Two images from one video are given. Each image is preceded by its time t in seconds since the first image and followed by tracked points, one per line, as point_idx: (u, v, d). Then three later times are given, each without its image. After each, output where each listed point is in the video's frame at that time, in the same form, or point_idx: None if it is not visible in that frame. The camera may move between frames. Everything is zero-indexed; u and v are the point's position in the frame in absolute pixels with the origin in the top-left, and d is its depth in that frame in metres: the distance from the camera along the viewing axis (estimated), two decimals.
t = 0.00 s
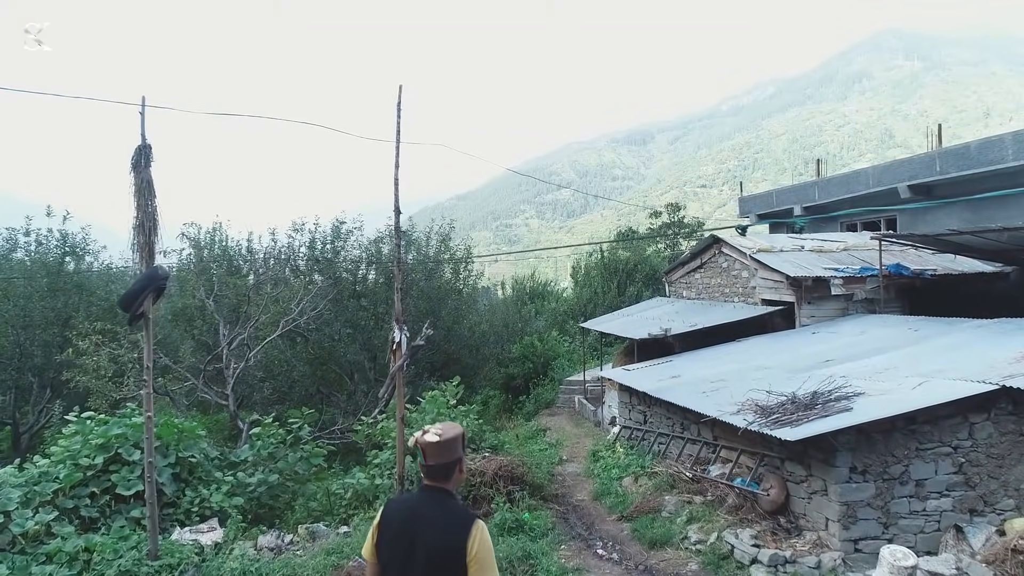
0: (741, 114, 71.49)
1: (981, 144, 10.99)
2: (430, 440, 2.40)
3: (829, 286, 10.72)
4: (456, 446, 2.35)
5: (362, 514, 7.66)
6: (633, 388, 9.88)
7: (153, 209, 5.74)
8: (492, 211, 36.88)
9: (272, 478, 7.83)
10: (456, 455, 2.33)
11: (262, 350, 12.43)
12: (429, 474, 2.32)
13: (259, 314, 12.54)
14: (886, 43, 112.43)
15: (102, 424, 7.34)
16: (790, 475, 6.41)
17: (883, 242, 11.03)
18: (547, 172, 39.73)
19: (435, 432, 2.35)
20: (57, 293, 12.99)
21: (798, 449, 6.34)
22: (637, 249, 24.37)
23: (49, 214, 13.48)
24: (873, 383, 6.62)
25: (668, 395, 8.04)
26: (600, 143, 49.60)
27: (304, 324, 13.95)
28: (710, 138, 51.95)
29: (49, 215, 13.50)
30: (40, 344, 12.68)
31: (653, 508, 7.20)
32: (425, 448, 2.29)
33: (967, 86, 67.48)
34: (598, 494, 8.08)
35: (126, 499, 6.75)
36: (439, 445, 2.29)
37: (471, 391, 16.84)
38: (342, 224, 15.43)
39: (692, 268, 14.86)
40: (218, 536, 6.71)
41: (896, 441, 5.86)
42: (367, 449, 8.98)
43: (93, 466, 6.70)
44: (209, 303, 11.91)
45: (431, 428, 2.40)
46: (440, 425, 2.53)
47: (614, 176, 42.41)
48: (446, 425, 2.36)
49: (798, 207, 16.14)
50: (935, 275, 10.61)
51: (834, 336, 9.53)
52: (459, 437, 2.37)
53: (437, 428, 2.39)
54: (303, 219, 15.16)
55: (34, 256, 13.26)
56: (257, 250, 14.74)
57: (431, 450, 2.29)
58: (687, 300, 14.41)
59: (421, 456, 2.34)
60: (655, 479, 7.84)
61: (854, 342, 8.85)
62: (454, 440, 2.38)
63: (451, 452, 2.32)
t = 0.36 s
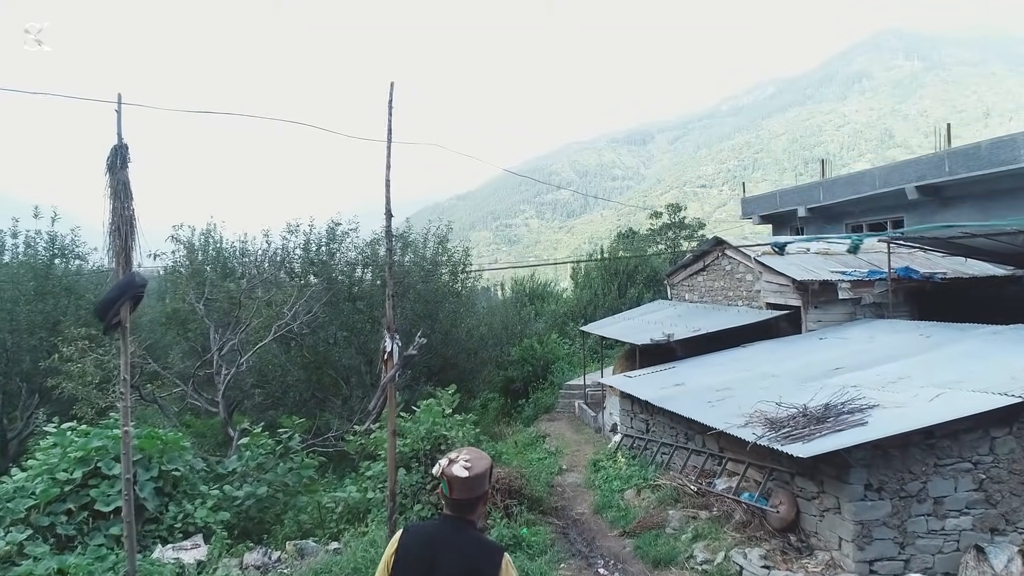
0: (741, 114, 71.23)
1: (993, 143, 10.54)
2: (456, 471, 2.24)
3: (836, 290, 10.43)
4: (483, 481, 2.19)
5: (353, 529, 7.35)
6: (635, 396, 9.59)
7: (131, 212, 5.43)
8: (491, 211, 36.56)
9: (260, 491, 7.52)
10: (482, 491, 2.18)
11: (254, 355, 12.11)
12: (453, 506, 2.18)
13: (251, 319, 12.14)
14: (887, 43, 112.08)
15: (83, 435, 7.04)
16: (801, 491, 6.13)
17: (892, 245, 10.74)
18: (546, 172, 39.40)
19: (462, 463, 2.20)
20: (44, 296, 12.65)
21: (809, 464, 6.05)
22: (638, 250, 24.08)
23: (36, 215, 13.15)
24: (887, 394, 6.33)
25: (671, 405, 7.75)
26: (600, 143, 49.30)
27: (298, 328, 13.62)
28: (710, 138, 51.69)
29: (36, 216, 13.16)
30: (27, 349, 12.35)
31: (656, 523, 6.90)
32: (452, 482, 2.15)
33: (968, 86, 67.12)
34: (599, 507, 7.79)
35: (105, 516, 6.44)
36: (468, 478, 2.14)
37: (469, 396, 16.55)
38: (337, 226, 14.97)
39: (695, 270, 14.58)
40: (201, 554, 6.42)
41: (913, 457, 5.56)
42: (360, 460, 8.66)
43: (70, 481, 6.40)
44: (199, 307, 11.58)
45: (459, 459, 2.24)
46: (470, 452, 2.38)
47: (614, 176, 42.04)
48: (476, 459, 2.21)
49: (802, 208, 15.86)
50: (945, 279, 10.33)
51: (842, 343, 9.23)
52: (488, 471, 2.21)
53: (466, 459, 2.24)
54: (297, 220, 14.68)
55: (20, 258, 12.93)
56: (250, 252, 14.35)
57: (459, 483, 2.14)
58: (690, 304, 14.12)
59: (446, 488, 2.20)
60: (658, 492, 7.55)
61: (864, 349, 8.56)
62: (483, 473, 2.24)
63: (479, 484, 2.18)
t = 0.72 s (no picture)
0: (742, 114, 70.94)
1: (1005, 144, 10.19)
2: (455, 502, 2.19)
3: (844, 294, 10.15)
4: (485, 509, 2.13)
5: (344, 546, 7.04)
6: (637, 405, 9.30)
7: (105, 217, 5.14)
8: (490, 211, 36.25)
9: (248, 505, 7.21)
10: (485, 519, 2.11)
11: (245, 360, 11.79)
12: (456, 539, 2.09)
13: (243, 324, 11.81)
14: (888, 43, 111.87)
15: (61, 448, 6.73)
16: (812, 508, 5.85)
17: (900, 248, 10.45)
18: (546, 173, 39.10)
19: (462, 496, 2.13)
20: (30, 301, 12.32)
21: (821, 480, 5.76)
22: (639, 252, 23.80)
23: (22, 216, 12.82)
24: (902, 407, 6.02)
25: (675, 415, 7.46)
26: (600, 143, 48.99)
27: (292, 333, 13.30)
28: (711, 138, 51.42)
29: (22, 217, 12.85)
30: (14, 354, 12.01)
31: (660, 540, 6.61)
32: (453, 513, 2.09)
33: (970, 86, 66.79)
34: (600, 522, 7.49)
35: (83, 534, 6.12)
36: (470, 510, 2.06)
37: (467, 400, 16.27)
38: (333, 228, 14.65)
39: (697, 274, 14.31)
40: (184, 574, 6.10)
41: (931, 474, 5.28)
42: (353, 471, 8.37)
43: (46, 497, 6.09)
44: (189, 311, 11.27)
45: (457, 490, 2.19)
46: (469, 481, 2.32)
47: (615, 176, 41.71)
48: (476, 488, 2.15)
49: (807, 209, 15.56)
50: (955, 283, 10.04)
51: (851, 349, 8.92)
52: (488, 499, 2.15)
53: (464, 489, 2.18)
54: (291, 222, 14.37)
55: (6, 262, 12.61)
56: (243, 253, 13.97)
57: (460, 516, 2.06)
58: (692, 307, 13.84)
59: (447, 520, 2.13)
60: (661, 506, 7.25)
61: (874, 357, 8.27)
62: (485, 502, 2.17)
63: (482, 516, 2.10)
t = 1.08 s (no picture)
0: (741, 113, 70.63)
1: (1018, 144, 9.84)
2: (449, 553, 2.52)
3: (851, 299, 9.87)
4: (477, 558, 2.51)
5: (334, 564, 6.74)
6: (639, 414, 9.01)
7: (77, 223, 4.84)
8: (489, 212, 35.89)
9: (234, 520, 6.88)
10: (478, 567, 2.50)
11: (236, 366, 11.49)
12: None
13: (234, 329, 11.51)
14: (888, 43, 111.64)
15: (37, 462, 6.41)
16: (824, 528, 5.56)
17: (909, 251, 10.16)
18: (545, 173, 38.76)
19: (454, 546, 2.51)
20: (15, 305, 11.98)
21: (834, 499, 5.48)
22: (639, 253, 23.51)
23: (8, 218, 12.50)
24: (918, 420, 5.74)
25: (678, 427, 7.18)
26: (599, 143, 48.64)
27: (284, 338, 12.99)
28: (710, 138, 51.12)
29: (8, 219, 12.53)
30: None
31: (663, 558, 6.29)
32: (446, 566, 2.45)
33: (974, 86, 66.52)
34: (601, 538, 7.19)
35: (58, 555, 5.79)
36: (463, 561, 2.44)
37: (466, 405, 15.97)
38: (327, 230, 14.34)
39: (699, 276, 14.03)
40: None
41: (952, 495, 4.99)
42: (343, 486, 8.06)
43: (19, 516, 5.76)
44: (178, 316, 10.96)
45: (450, 541, 2.53)
46: (463, 532, 2.59)
47: (615, 176, 41.37)
48: (468, 541, 2.48)
49: (811, 210, 15.25)
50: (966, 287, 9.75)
51: (859, 357, 8.63)
52: (480, 549, 2.51)
53: (457, 541, 2.53)
54: (285, 224, 14.05)
55: None
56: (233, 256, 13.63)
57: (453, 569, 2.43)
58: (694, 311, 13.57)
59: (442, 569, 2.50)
60: (664, 522, 6.96)
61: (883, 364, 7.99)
62: (476, 552, 2.52)
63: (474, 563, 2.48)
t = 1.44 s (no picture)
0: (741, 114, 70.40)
1: None
2: None
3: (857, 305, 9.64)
4: None
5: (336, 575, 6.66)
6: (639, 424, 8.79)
7: (43, 231, 4.57)
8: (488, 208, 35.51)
9: (220, 534, 6.57)
10: None
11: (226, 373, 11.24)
12: None
13: (226, 334, 11.37)
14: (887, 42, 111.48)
15: (13, 474, 6.15)
16: (835, 550, 5.30)
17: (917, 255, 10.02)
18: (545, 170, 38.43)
19: None
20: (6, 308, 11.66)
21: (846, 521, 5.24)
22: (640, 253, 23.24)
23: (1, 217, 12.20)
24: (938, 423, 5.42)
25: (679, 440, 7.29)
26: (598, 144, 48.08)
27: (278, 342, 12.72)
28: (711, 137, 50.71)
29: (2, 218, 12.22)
30: None
31: None
32: None
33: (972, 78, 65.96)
34: (602, 555, 6.92)
35: None
36: None
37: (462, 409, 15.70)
38: (323, 231, 13.93)
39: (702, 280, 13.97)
40: None
41: (975, 517, 4.66)
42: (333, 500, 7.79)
43: None
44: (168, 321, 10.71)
45: None
46: None
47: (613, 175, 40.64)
48: None
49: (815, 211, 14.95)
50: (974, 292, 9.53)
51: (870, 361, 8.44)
52: None
53: None
54: (279, 225, 13.68)
55: None
56: (224, 259, 13.34)
57: None
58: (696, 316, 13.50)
59: None
60: (666, 539, 6.70)
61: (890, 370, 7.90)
62: None
63: None
